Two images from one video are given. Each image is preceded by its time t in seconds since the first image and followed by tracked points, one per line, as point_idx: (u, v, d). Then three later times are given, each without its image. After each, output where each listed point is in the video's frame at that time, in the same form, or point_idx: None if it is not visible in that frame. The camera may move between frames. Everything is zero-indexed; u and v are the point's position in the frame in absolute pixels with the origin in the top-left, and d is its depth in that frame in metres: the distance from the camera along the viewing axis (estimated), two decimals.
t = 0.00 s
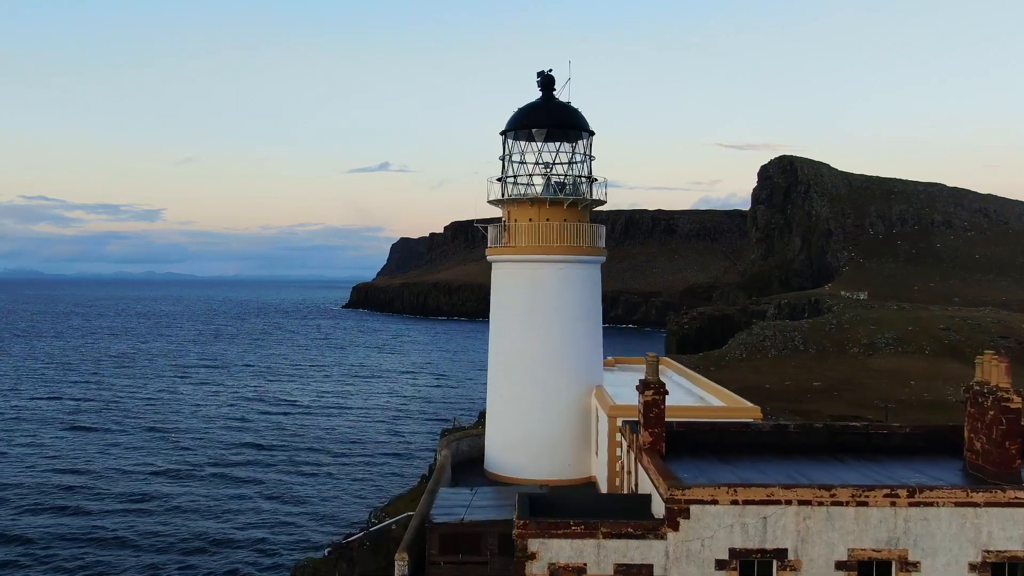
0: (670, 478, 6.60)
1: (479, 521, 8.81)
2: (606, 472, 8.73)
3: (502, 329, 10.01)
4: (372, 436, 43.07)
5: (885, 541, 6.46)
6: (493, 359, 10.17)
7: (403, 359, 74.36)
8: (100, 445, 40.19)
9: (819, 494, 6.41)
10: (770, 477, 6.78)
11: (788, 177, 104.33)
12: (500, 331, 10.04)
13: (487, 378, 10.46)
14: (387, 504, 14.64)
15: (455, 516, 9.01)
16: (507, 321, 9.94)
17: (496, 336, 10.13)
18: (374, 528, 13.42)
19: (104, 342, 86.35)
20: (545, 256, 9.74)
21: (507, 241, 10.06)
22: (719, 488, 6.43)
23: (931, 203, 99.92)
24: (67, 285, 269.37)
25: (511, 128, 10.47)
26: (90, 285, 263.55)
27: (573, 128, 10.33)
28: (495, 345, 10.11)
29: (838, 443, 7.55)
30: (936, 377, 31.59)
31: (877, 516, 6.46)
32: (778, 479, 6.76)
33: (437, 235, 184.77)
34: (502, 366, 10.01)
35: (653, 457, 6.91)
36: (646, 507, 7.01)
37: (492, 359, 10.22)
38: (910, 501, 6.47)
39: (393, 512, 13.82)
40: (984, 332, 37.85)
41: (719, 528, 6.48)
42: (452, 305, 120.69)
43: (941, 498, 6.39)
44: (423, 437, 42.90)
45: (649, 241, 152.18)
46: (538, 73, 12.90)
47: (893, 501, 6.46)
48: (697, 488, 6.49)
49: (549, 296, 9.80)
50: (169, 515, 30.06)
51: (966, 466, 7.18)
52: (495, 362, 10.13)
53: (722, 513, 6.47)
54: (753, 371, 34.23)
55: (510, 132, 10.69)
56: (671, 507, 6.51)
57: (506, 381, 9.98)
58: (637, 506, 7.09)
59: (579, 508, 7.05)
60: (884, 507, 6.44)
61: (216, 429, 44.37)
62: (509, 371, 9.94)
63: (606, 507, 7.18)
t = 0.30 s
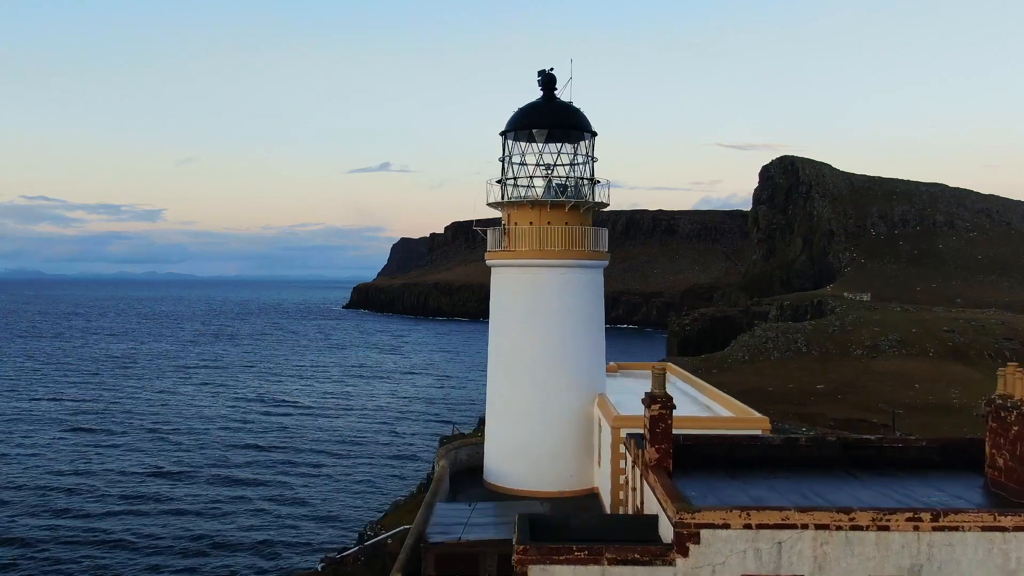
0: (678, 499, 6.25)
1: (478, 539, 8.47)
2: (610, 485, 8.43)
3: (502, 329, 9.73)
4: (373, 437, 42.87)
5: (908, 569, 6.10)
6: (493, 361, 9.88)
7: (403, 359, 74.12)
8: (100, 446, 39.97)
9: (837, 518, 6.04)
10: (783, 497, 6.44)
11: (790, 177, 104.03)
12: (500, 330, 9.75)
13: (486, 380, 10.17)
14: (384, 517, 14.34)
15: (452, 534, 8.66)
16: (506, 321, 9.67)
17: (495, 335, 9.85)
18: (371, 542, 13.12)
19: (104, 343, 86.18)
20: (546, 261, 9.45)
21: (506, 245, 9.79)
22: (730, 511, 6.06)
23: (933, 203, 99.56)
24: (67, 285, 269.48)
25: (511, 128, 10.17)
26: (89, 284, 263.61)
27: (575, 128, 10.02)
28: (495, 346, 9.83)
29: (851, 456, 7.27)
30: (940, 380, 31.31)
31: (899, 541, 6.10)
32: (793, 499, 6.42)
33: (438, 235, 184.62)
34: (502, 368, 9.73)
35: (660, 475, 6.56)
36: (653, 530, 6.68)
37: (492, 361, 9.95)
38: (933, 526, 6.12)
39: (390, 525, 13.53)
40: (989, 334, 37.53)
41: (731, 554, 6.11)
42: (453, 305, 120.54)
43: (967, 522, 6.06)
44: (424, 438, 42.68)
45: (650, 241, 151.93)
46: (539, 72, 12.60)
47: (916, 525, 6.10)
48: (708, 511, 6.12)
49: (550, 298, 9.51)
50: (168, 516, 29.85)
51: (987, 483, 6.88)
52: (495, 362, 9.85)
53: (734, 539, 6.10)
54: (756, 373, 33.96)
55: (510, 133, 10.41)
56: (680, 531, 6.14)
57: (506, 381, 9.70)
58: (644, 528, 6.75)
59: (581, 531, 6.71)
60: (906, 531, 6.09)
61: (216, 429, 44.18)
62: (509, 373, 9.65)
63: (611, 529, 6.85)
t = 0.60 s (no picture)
0: (688, 525, 5.85)
1: (476, 558, 8.10)
2: (613, 502, 8.17)
3: (502, 331, 9.45)
4: (375, 438, 42.72)
5: None
6: (494, 364, 9.60)
7: (404, 360, 73.82)
8: (100, 447, 39.74)
9: (859, 547, 5.61)
10: (798, 520, 6.12)
11: (792, 178, 103.66)
12: (500, 331, 9.47)
13: (486, 384, 9.90)
14: (380, 532, 14.07)
15: (449, 554, 8.26)
16: (506, 322, 9.38)
17: (495, 336, 9.57)
18: (366, 557, 12.82)
19: (104, 343, 86.05)
20: (547, 265, 9.16)
21: (506, 250, 9.51)
22: (745, 540, 5.59)
23: (936, 204, 99.18)
24: (67, 284, 269.32)
25: (511, 129, 9.88)
26: (89, 285, 263.84)
27: (577, 130, 9.73)
28: (495, 349, 9.55)
29: (865, 472, 7.02)
30: (945, 383, 31.01)
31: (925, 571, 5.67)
32: (807, 522, 6.10)
33: (439, 235, 184.45)
34: (501, 370, 9.46)
35: (668, 496, 6.18)
36: (661, 557, 6.35)
37: (492, 363, 9.67)
38: (961, 555, 5.70)
39: (387, 540, 13.23)
40: (993, 337, 37.24)
41: None
42: (454, 305, 120.34)
43: (998, 551, 5.64)
44: (425, 439, 42.53)
45: (651, 242, 151.71)
46: (540, 71, 12.31)
47: (943, 555, 5.68)
48: (721, 539, 5.68)
49: (551, 300, 9.22)
50: (167, 518, 29.61)
51: (1010, 504, 6.58)
52: (494, 364, 9.57)
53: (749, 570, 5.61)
54: (759, 376, 33.67)
55: (511, 134, 10.10)
56: (690, 561, 5.71)
57: (505, 383, 9.42)
58: (653, 554, 6.42)
59: (585, 556, 6.41)
60: (934, 561, 5.65)
61: (216, 431, 43.96)
62: (509, 377, 9.37)
63: (616, 555, 6.54)
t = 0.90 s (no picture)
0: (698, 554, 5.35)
1: None
2: (618, 518, 7.90)
3: (503, 339, 9.16)
4: (377, 439, 42.59)
5: None
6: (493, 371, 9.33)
7: (405, 362, 73.67)
8: (101, 448, 39.59)
9: None
10: (816, 545, 5.80)
11: (794, 178, 103.33)
12: (500, 341, 9.19)
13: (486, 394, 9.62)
14: (378, 548, 13.77)
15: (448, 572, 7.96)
16: (507, 330, 9.09)
17: (496, 346, 9.28)
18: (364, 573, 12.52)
19: (105, 343, 86.01)
20: (550, 273, 8.87)
21: (507, 256, 9.24)
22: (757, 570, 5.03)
23: (939, 204, 98.67)
24: (69, 285, 269.69)
25: (512, 132, 9.54)
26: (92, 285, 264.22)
27: (580, 133, 9.40)
28: (495, 356, 9.27)
29: (882, 492, 6.74)
30: (950, 387, 30.68)
31: None
32: (825, 547, 5.80)
33: (441, 236, 184.38)
34: (502, 376, 9.17)
35: (677, 521, 5.81)
36: None
37: (492, 370, 9.38)
38: None
39: (386, 556, 12.93)
40: (999, 339, 36.88)
41: None
42: (456, 306, 120.20)
43: None
44: (427, 441, 42.39)
45: (653, 242, 151.49)
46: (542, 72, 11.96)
47: None
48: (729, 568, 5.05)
49: (555, 306, 8.93)
50: (168, 520, 29.46)
51: None
52: (494, 373, 9.28)
53: None
54: (762, 379, 33.35)
55: (511, 137, 9.78)
56: None
57: (505, 393, 9.13)
58: None
59: None
60: None
61: (218, 432, 43.83)
62: (510, 386, 9.08)
63: None
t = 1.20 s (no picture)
0: None
1: None
2: (626, 539, 7.65)
3: (505, 350, 8.88)
4: (379, 441, 42.44)
5: None
6: (495, 383, 9.05)
7: (408, 363, 73.51)
8: (103, 450, 39.44)
9: None
10: None
11: (798, 179, 103.51)
12: (503, 351, 8.91)
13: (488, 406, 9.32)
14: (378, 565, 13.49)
15: None
16: (510, 339, 8.81)
17: (498, 357, 9.00)
18: None
19: (108, 344, 86.01)
20: (554, 281, 8.59)
21: (509, 265, 8.97)
22: None
23: (944, 205, 98.10)
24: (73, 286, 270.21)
25: (515, 136, 9.24)
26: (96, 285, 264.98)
27: (586, 136, 9.10)
28: (497, 368, 8.99)
29: (902, 516, 6.51)
30: (958, 391, 30.30)
31: None
32: None
33: (444, 236, 184.23)
34: (504, 389, 8.90)
35: (689, 552, 5.51)
36: None
37: (493, 382, 9.11)
38: None
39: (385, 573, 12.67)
40: (1007, 342, 36.53)
41: None
42: (458, 306, 119.90)
43: None
44: (430, 442, 42.23)
45: (656, 243, 151.17)
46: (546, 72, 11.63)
47: None
48: None
49: (559, 317, 8.64)
50: (170, 522, 29.24)
51: None
52: (496, 384, 8.99)
53: None
54: (767, 383, 33.01)
55: (514, 141, 9.48)
56: None
57: (508, 405, 8.86)
58: None
59: None
60: None
61: (220, 433, 43.65)
62: (512, 399, 8.80)
63: None
